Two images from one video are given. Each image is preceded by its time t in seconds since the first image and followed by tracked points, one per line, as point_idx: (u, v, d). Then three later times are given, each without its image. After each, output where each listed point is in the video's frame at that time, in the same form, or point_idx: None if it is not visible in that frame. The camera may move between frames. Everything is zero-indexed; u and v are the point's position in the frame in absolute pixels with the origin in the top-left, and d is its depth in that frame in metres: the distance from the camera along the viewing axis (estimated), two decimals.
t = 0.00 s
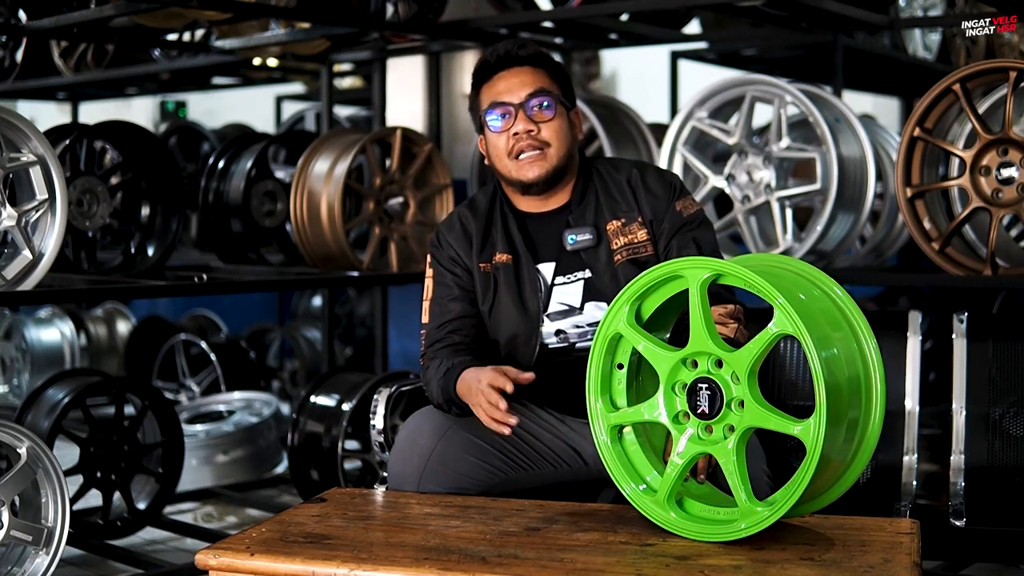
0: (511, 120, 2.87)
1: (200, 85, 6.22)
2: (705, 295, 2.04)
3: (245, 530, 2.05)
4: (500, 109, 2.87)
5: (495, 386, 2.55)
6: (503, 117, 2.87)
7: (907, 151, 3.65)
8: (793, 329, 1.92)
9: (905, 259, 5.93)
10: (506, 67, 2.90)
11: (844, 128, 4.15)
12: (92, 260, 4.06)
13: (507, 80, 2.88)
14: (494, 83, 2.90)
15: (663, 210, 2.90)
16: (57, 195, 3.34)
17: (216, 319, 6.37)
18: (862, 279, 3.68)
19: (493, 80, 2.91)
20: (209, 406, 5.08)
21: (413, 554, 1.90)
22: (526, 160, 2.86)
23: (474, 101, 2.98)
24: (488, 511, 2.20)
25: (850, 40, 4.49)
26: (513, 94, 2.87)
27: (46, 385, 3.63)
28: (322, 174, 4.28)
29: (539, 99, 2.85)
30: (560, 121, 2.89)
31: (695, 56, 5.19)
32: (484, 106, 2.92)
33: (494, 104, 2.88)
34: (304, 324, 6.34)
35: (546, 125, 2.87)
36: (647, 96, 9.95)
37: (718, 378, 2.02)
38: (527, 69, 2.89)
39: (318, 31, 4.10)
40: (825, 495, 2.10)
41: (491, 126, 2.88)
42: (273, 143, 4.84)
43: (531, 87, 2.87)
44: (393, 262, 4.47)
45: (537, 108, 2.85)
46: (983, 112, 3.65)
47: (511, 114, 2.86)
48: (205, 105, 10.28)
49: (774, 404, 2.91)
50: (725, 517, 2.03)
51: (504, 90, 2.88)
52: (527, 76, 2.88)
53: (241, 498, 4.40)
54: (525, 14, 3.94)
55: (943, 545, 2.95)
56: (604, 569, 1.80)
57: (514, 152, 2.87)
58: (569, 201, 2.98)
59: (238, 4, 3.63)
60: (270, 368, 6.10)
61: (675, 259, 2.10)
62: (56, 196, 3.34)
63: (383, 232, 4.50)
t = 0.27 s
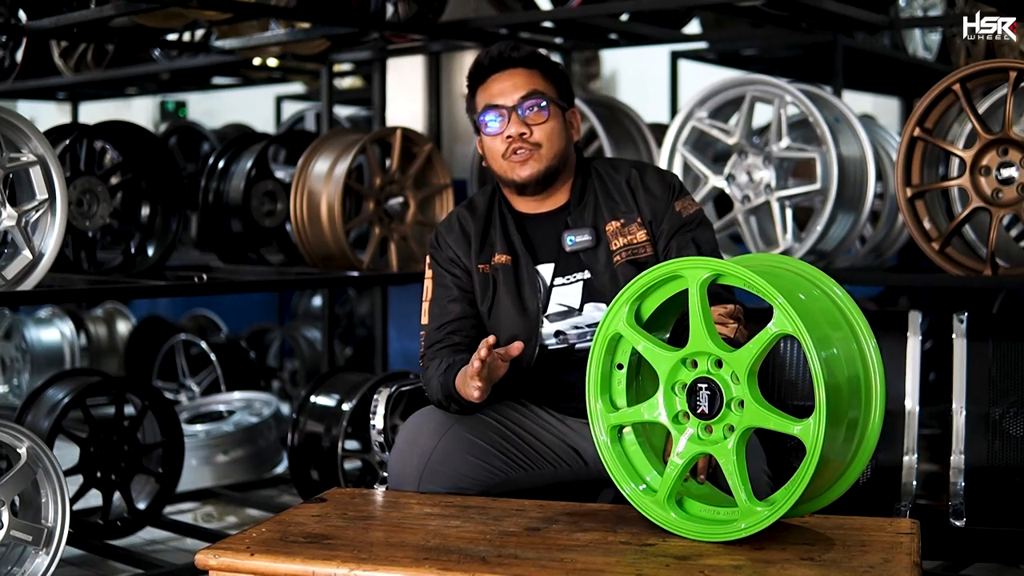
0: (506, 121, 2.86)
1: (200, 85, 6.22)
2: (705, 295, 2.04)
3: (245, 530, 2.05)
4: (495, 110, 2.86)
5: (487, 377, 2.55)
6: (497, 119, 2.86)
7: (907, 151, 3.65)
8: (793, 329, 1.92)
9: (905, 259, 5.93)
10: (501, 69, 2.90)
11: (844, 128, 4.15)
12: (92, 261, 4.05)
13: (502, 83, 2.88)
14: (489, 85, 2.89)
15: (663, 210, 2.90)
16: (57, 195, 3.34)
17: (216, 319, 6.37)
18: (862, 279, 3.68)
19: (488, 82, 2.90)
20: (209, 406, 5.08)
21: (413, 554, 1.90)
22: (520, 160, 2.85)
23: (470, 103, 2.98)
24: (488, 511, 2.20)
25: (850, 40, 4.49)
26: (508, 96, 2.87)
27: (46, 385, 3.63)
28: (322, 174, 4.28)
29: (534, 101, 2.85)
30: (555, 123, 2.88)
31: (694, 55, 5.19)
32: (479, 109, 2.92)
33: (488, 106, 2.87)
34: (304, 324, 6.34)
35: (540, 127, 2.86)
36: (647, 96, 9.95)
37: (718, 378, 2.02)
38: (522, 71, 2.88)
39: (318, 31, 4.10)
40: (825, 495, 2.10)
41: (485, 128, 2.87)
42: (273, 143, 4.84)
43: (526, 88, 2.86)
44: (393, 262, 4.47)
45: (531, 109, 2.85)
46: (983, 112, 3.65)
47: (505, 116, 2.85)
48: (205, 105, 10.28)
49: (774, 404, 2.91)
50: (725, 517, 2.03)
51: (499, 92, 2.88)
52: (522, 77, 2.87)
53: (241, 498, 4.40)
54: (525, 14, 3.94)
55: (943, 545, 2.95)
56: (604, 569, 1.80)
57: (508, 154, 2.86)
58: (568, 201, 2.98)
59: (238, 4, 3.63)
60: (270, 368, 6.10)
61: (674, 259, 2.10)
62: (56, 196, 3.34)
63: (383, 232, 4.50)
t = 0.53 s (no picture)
0: (505, 123, 2.86)
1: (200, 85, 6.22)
2: (704, 295, 2.04)
3: (245, 530, 2.06)
4: (494, 112, 2.86)
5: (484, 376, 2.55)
6: (496, 121, 2.86)
7: (907, 151, 3.65)
8: (792, 329, 1.92)
9: (905, 259, 5.93)
10: (502, 70, 2.89)
11: (844, 128, 4.15)
12: (93, 261, 4.05)
13: (501, 84, 2.88)
14: (489, 86, 2.89)
15: (663, 211, 2.90)
16: (57, 195, 3.34)
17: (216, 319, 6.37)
18: (862, 279, 3.68)
19: (488, 83, 2.90)
20: (209, 406, 5.08)
21: (413, 554, 1.90)
22: (519, 163, 2.85)
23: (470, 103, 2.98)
24: (488, 511, 2.20)
25: (850, 40, 4.49)
26: (508, 98, 2.86)
27: (46, 385, 3.63)
28: (322, 174, 4.28)
29: (533, 102, 2.84)
30: (554, 125, 2.88)
31: (695, 56, 5.19)
32: (479, 110, 2.92)
33: (488, 107, 2.87)
34: (304, 324, 6.34)
35: (539, 129, 2.86)
36: (647, 96, 9.95)
37: (717, 378, 2.02)
38: (522, 72, 2.88)
39: (318, 31, 4.10)
40: (825, 495, 2.10)
41: (484, 129, 2.87)
42: (273, 143, 4.84)
43: (526, 90, 2.86)
44: (393, 262, 4.47)
45: (530, 112, 2.85)
46: (983, 112, 3.65)
47: (505, 118, 2.85)
48: (205, 105, 10.29)
49: (774, 404, 2.91)
50: (725, 517, 2.03)
51: (499, 93, 2.88)
52: (522, 79, 2.87)
53: (241, 498, 4.40)
54: (525, 14, 3.94)
55: (942, 545, 2.95)
56: (604, 569, 1.80)
57: (507, 156, 2.86)
58: (569, 201, 2.98)
59: (238, 4, 3.63)
60: (270, 368, 6.10)
61: (674, 259, 2.10)
62: (56, 196, 3.34)
63: (384, 232, 4.50)
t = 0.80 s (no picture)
0: (506, 125, 2.86)
1: (200, 85, 6.22)
2: (704, 295, 2.04)
3: (245, 530, 2.06)
4: (495, 114, 2.86)
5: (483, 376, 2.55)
6: (497, 123, 2.86)
7: (907, 151, 3.65)
8: (793, 329, 1.92)
9: (905, 259, 5.93)
10: (502, 71, 2.89)
11: (844, 128, 4.15)
12: (92, 261, 4.06)
13: (502, 85, 2.87)
14: (489, 87, 2.89)
15: (664, 212, 2.90)
16: (57, 195, 3.34)
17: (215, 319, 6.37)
18: (862, 279, 3.68)
19: (488, 84, 2.90)
20: (209, 406, 5.08)
21: (413, 554, 1.90)
22: (520, 165, 2.86)
23: (470, 103, 2.98)
24: (488, 511, 2.20)
25: (850, 40, 4.49)
26: (508, 99, 2.86)
27: (46, 385, 3.63)
28: (322, 174, 4.28)
29: (534, 104, 2.84)
30: (555, 127, 2.87)
31: (695, 56, 5.19)
32: (479, 111, 2.92)
33: (489, 108, 2.87)
34: (304, 324, 6.33)
35: (539, 130, 2.86)
36: (647, 96, 9.94)
37: (718, 378, 2.02)
38: (522, 73, 2.87)
39: (318, 31, 4.10)
40: (825, 495, 2.10)
41: (485, 130, 2.87)
42: (273, 143, 4.84)
43: (526, 91, 2.85)
44: (393, 262, 4.47)
45: (530, 113, 2.84)
46: (983, 112, 3.65)
47: (505, 119, 2.85)
48: (204, 106, 10.29)
49: (774, 404, 2.91)
50: (725, 517, 2.03)
51: (499, 94, 2.87)
52: (522, 80, 2.86)
53: (241, 498, 4.40)
54: (525, 14, 3.94)
55: (942, 545, 2.95)
56: (604, 569, 1.81)
57: (507, 157, 2.86)
58: (569, 202, 2.98)
59: (238, 4, 3.63)
60: (270, 368, 6.10)
61: (675, 259, 2.10)
62: (56, 196, 3.34)
63: (384, 232, 4.50)
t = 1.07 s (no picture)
0: (505, 127, 2.85)
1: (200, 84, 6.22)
2: (704, 295, 2.04)
3: (245, 530, 2.06)
4: (494, 116, 2.85)
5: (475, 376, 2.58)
6: (496, 125, 2.85)
7: (907, 151, 3.65)
8: (792, 329, 1.92)
9: (905, 259, 5.93)
10: (501, 73, 2.88)
11: (844, 128, 4.15)
12: (92, 261, 4.06)
13: (502, 87, 2.87)
14: (488, 90, 2.88)
15: (664, 212, 2.89)
16: (57, 195, 3.34)
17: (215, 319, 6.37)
18: (861, 279, 3.68)
19: (488, 86, 2.89)
20: (209, 406, 5.08)
21: (413, 554, 1.90)
22: (521, 168, 2.86)
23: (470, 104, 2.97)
24: (488, 511, 2.20)
25: (850, 40, 4.48)
26: (508, 101, 2.86)
27: (46, 385, 3.63)
28: (322, 174, 4.28)
29: (533, 106, 2.84)
30: (555, 129, 2.87)
31: (695, 56, 5.19)
32: (479, 113, 2.91)
33: (488, 111, 2.87)
34: (304, 324, 6.33)
35: (539, 132, 2.85)
36: (647, 96, 9.94)
37: (718, 378, 2.02)
38: (521, 76, 2.87)
39: (318, 31, 4.10)
40: (824, 495, 2.10)
41: (484, 132, 2.86)
42: (273, 143, 4.84)
43: (525, 94, 2.85)
44: (393, 262, 4.47)
45: (530, 115, 2.84)
46: (983, 112, 3.65)
47: (505, 121, 2.84)
48: (205, 105, 10.29)
49: (774, 404, 2.91)
50: (725, 517, 2.03)
51: (499, 97, 2.87)
52: (521, 82, 2.86)
53: (241, 498, 4.40)
54: (525, 14, 3.94)
55: (942, 545, 2.95)
56: (604, 569, 1.81)
57: (507, 160, 2.86)
58: (569, 203, 2.98)
59: (238, 4, 3.63)
60: (270, 368, 6.10)
61: (674, 259, 2.10)
62: (56, 196, 3.34)
63: (384, 232, 4.50)
